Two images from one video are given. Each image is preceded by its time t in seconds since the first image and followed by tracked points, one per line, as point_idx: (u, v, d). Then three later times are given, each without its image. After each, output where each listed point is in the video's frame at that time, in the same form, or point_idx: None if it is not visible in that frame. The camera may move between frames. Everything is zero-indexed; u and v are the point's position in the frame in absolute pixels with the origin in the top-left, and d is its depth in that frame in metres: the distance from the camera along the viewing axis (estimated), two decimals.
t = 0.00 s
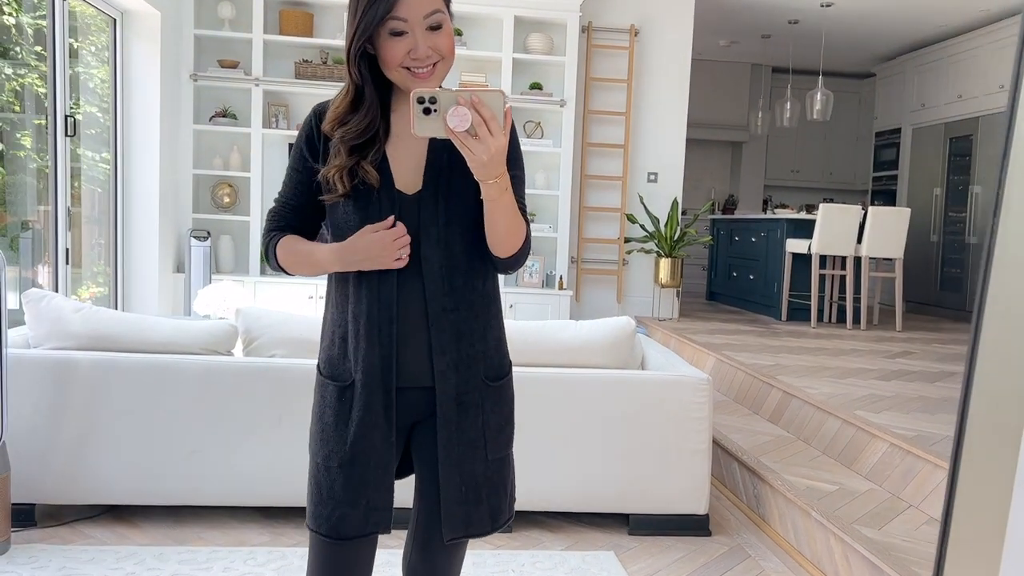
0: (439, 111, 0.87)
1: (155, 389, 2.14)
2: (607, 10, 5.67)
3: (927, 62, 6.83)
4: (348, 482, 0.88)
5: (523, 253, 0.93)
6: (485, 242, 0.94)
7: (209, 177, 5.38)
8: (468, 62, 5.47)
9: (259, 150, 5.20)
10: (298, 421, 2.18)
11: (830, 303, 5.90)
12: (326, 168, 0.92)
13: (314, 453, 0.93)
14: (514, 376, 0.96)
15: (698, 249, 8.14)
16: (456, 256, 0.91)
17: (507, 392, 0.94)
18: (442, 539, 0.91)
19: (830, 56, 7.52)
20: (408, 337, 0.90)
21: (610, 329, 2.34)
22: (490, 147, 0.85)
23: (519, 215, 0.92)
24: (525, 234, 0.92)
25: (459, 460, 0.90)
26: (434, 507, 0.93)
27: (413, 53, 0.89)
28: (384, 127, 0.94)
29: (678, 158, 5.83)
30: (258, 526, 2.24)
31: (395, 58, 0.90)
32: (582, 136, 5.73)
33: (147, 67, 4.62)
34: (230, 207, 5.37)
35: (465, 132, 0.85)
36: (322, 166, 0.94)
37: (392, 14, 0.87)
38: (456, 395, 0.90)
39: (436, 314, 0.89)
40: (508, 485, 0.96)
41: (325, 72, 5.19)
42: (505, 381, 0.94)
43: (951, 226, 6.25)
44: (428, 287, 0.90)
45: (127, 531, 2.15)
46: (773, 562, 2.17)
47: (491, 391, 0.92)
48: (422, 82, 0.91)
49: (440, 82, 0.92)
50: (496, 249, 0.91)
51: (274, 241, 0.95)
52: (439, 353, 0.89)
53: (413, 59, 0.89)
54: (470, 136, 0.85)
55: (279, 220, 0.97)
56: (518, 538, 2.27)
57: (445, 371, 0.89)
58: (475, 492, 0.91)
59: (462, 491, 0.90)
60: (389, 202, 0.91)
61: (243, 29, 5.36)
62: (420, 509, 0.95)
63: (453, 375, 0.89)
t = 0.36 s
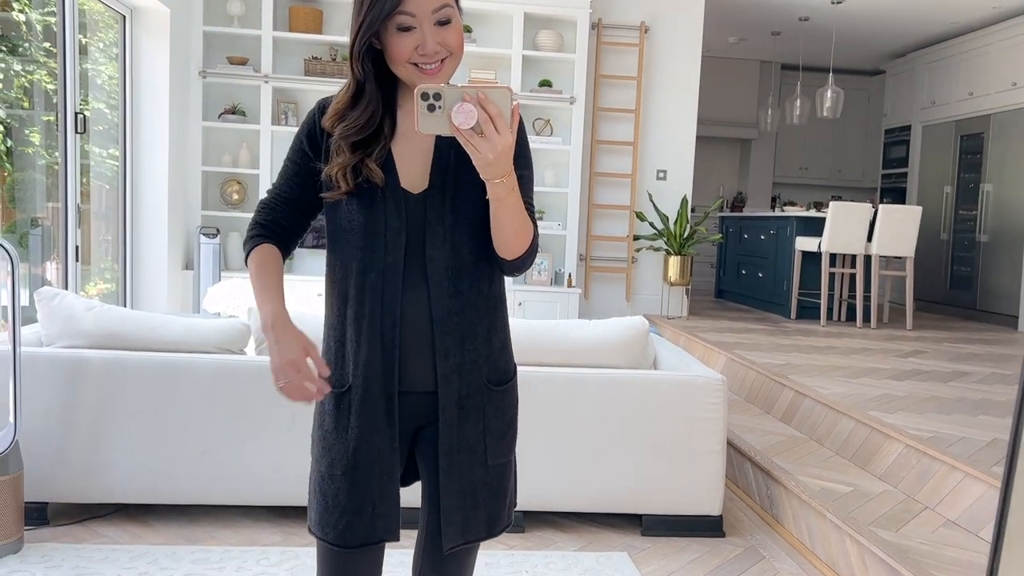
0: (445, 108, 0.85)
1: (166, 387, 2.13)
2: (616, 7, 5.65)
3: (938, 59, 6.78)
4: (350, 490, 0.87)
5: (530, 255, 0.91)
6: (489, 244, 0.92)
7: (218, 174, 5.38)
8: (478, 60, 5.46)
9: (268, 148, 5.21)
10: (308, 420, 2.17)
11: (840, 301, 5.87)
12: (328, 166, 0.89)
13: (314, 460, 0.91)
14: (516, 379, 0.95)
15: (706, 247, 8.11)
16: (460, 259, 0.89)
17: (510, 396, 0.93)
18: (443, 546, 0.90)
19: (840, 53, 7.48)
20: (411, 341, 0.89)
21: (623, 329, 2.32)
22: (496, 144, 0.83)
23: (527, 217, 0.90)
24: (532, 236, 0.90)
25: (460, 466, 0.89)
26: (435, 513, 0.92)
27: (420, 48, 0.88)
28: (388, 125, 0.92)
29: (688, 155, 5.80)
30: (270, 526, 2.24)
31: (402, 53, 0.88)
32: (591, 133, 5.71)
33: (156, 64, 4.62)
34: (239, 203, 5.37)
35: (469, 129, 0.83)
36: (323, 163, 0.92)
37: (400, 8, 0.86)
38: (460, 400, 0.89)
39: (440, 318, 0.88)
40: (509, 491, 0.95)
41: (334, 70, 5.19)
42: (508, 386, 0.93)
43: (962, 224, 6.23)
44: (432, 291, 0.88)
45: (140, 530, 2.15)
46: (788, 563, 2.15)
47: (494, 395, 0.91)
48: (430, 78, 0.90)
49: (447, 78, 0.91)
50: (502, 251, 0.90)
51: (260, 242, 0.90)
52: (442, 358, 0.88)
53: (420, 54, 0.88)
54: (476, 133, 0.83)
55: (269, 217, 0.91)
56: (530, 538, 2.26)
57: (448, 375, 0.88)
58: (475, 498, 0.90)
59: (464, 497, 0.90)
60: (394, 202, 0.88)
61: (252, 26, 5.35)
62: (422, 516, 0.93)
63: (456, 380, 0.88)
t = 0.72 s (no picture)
0: (446, 106, 0.85)
1: (172, 386, 2.13)
2: (621, 5, 5.63)
3: (943, 56, 6.75)
4: (350, 492, 0.87)
5: (531, 254, 0.91)
6: (489, 243, 0.92)
7: (222, 172, 5.38)
8: (482, 58, 5.45)
9: (272, 146, 5.21)
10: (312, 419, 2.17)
11: (845, 300, 5.85)
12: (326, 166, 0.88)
13: (312, 462, 0.91)
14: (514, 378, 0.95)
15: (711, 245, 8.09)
16: (460, 258, 0.89)
17: (510, 396, 0.93)
18: (444, 548, 0.89)
19: (845, 51, 7.45)
20: (410, 340, 0.88)
21: (628, 328, 2.32)
22: (499, 144, 0.82)
23: (528, 214, 0.89)
24: (533, 234, 0.90)
25: (460, 466, 0.89)
26: (436, 514, 0.91)
27: (421, 46, 0.87)
28: (387, 124, 0.91)
29: (693, 153, 5.79)
30: (275, 525, 2.24)
31: (402, 50, 0.87)
32: (596, 132, 5.70)
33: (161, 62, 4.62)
34: (243, 202, 5.37)
35: (472, 128, 0.82)
36: (320, 161, 0.91)
37: (400, 6, 0.86)
38: (460, 401, 0.88)
39: (440, 318, 0.88)
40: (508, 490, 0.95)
41: (338, 68, 5.18)
42: (507, 386, 0.93)
43: (967, 222, 6.22)
44: (431, 290, 0.88)
45: (146, 529, 2.15)
46: (794, 563, 2.14)
47: (494, 395, 0.91)
48: (430, 76, 0.89)
49: (448, 75, 0.90)
50: (503, 251, 0.90)
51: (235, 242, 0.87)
52: (442, 358, 0.87)
53: (421, 52, 0.87)
54: (479, 131, 0.83)
55: (253, 214, 0.88)
56: (536, 537, 2.26)
57: (448, 375, 0.88)
58: (475, 499, 0.90)
59: (464, 499, 0.89)
60: (395, 201, 0.87)
61: (256, 24, 5.35)
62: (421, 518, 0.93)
63: (456, 380, 0.88)
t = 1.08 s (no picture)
0: (447, 105, 0.84)
1: (173, 386, 2.14)
2: (622, 3, 5.63)
3: (944, 54, 6.74)
4: (351, 489, 0.86)
5: (531, 251, 0.91)
6: (489, 239, 0.92)
7: (223, 172, 5.38)
8: (483, 56, 5.45)
9: (273, 145, 5.21)
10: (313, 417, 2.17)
11: (846, 298, 5.85)
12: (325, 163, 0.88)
13: (312, 459, 0.91)
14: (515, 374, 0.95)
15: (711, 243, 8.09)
16: (461, 255, 0.89)
17: (510, 392, 0.93)
18: (445, 543, 0.89)
19: (846, 49, 7.45)
20: (411, 336, 0.88)
21: (628, 327, 2.31)
22: (500, 142, 0.82)
23: (528, 211, 0.89)
24: (533, 231, 0.90)
25: (461, 462, 0.89)
26: (436, 510, 0.91)
27: (420, 44, 0.87)
28: (385, 120, 0.91)
29: (694, 151, 5.79)
30: (277, 523, 2.24)
31: (401, 48, 0.87)
32: (597, 130, 5.70)
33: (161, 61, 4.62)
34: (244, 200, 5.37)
35: (473, 126, 0.82)
36: (318, 159, 0.91)
37: (398, 4, 0.86)
38: (460, 397, 0.88)
39: (440, 314, 0.88)
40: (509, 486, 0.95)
41: (339, 66, 5.18)
42: (507, 382, 0.93)
43: (968, 221, 6.22)
44: (431, 286, 0.88)
45: (147, 528, 2.16)
46: (796, 561, 2.14)
47: (494, 391, 0.91)
48: (429, 74, 0.89)
49: (446, 74, 0.90)
50: (502, 248, 0.89)
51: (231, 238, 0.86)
52: (442, 355, 0.87)
53: (419, 50, 0.87)
54: (479, 131, 0.82)
55: (251, 214, 0.88)
56: (537, 535, 2.26)
57: (449, 372, 0.88)
58: (476, 494, 0.90)
59: (465, 495, 0.89)
60: (394, 197, 0.87)
61: (256, 23, 5.35)
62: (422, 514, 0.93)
63: (456, 377, 0.88)
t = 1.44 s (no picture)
0: (445, 106, 0.85)
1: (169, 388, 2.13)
2: (618, 4, 5.64)
3: (939, 55, 6.76)
4: (350, 488, 0.87)
5: (528, 250, 0.91)
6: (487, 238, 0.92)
7: (219, 173, 5.38)
8: (480, 58, 5.46)
9: (269, 147, 5.22)
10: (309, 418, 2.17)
11: (842, 298, 5.87)
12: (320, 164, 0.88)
13: (312, 459, 0.91)
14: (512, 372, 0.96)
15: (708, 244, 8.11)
16: (459, 254, 0.89)
17: (508, 391, 0.93)
18: (444, 542, 0.89)
19: (841, 49, 7.47)
20: (410, 336, 0.88)
21: (624, 327, 2.32)
22: (497, 143, 0.82)
23: (524, 210, 0.90)
24: (529, 231, 0.90)
25: (460, 461, 0.89)
26: (435, 510, 0.91)
27: (415, 46, 0.87)
28: (381, 122, 0.91)
29: (690, 152, 5.79)
30: (272, 524, 2.24)
31: (396, 50, 0.87)
32: (593, 131, 5.71)
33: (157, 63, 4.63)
34: (241, 202, 5.37)
35: (470, 127, 0.82)
36: (313, 161, 0.91)
37: (394, 6, 0.86)
38: (458, 396, 0.88)
39: (438, 314, 0.88)
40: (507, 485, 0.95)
41: (335, 67, 5.19)
42: (504, 382, 0.93)
43: (963, 221, 6.23)
44: (429, 287, 0.88)
45: (143, 530, 2.15)
46: (791, 561, 2.15)
47: (492, 390, 0.91)
48: (424, 77, 0.89)
49: (442, 76, 0.90)
50: (499, 248, 0.89)
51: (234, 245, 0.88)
52: (440, 355, 0.88)
53: (415, 52, 0.87)
54: (476, 131, 0.83)
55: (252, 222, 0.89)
56: (533, 536, 2.26)
57: (447, 371, 0.88)
58: (475, 493, 0.90)
59: (464, 494, 0.89)
60: (391, 197, 0.87)
61: (252, 24, 5.35)
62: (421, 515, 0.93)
63: (454, 376, 0.88)
